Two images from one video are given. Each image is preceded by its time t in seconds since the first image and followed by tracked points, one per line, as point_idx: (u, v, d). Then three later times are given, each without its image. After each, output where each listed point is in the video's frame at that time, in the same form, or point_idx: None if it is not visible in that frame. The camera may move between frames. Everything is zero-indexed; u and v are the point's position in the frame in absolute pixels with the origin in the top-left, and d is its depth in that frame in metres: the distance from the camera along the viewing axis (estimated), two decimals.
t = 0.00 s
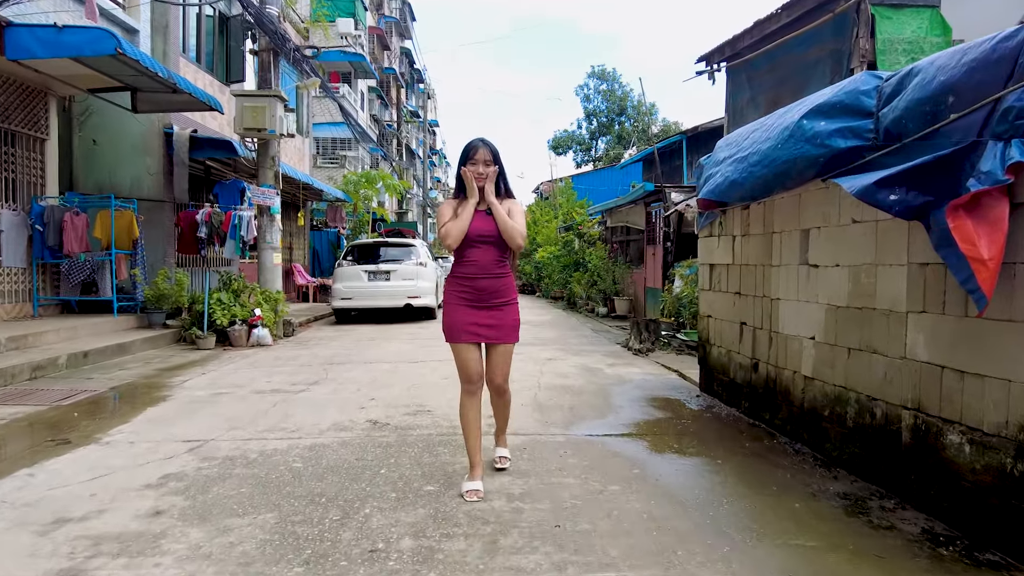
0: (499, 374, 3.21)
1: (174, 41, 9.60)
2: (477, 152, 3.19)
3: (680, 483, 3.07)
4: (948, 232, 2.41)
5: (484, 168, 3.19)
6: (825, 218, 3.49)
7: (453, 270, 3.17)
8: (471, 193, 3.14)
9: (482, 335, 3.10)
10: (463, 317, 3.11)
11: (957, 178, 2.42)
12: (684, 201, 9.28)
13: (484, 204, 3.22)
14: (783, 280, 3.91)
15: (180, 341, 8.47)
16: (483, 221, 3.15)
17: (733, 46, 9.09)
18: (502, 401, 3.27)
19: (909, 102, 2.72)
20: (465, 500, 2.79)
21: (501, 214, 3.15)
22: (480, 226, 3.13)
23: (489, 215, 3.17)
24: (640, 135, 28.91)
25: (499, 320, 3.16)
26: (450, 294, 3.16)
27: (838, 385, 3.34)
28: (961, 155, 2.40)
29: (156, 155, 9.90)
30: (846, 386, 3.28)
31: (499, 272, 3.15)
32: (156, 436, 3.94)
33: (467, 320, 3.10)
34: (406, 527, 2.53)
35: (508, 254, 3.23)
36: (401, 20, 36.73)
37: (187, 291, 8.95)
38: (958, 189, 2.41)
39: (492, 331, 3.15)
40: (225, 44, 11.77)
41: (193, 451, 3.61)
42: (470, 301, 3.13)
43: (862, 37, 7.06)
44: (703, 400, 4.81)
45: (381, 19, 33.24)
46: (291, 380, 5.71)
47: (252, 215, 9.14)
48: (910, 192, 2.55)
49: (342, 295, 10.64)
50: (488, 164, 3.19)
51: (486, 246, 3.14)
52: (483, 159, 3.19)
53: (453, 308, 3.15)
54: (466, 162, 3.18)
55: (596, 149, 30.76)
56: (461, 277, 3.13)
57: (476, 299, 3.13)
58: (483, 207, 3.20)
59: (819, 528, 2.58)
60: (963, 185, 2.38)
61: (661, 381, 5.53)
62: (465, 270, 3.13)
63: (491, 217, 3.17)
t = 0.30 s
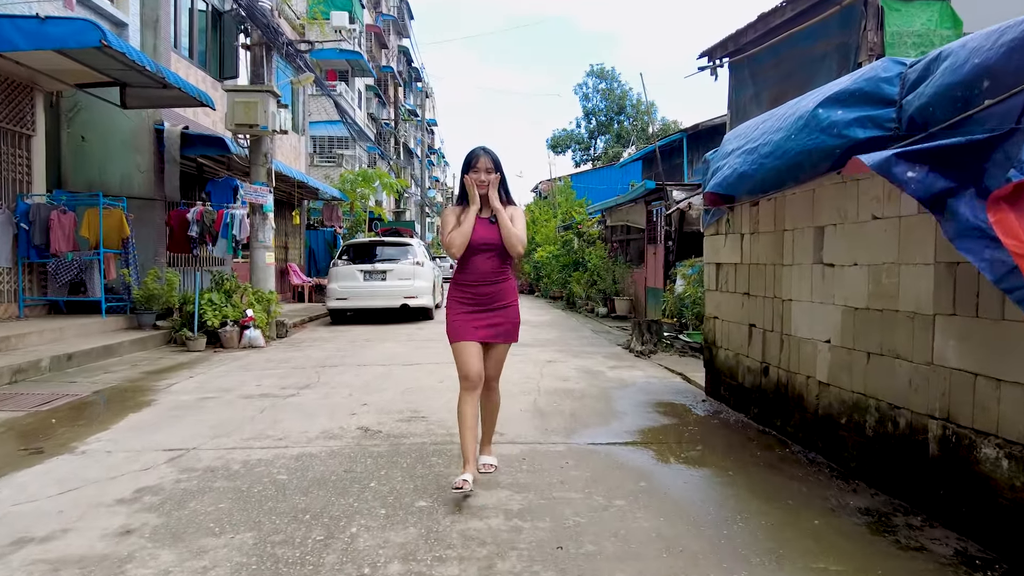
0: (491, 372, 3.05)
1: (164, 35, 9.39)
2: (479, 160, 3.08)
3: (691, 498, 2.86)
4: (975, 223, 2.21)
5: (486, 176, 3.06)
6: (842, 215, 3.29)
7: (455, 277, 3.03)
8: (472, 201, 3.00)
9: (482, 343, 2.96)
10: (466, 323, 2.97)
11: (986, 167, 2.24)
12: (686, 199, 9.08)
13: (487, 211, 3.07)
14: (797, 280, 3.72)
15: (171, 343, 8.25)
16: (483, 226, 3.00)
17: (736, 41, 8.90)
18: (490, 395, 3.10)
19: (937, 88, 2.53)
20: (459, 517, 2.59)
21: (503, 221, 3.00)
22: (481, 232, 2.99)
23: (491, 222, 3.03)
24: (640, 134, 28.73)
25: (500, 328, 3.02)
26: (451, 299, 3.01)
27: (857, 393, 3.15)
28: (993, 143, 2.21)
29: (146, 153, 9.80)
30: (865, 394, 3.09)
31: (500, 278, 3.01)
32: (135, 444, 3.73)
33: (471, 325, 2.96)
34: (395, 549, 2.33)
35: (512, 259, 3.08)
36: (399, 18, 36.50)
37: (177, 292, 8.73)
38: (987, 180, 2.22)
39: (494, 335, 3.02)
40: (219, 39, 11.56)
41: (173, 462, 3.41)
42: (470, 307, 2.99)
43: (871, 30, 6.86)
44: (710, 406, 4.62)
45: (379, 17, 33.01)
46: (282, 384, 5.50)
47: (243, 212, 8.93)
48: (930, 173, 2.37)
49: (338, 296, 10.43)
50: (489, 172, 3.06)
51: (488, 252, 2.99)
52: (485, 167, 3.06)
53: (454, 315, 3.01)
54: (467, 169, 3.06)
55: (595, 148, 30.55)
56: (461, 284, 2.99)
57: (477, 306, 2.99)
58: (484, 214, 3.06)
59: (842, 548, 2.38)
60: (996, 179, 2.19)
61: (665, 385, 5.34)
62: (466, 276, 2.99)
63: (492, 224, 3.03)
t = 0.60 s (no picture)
0: (486, 363, 3.15)
1: (157, 31, 9.23)
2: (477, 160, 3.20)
3: (699, 510, 2.71)
4: (989, 189, 2.03)
5: (486, 175, 3.19)
6: (857, 212, 3.14)
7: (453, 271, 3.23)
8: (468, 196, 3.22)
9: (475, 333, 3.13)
10: (460, 314, 3.17)
11: (1009, 149, 2.08)
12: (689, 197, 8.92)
13: (483, 206, 3.28)
14: (808, 280, 3.56)
15: (163, 344, 8.10)
16: (479, 221, 3.19)
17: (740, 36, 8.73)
18: (489, 395, 3.18)
19: (963, 74, 2.36)
20: (454, 534, 2.43)
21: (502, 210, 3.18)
22: (477, 225, 3.17)
23: (488, 216, 3.20)
24: (640, 132, 28.57)
25: (495, 316, 3.17)
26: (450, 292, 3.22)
27: (873, 399, 2.99)
28: None
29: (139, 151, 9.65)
30: (882, 399, 2.93)
31: (496, 270, 3.16)
32: (117, 452, 3.57)
33: (463, 317, 3.15)
34: (384, 569, 2.17)
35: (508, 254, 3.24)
36: (398, 17, 36.29)
37: (170, 292, 8.57)
38: (1009, 162, 2.06)
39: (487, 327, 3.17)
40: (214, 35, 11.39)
41: (155, 471, 3.25)
42: (466, 298, 3.18)
43: (879, 24, 6.69)
44: (716, 410, 4.46)
45: (378, 16, 32.81)
46: (274, 387, 5.33)
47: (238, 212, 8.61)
48: (951, 123, 2.19)
49: (335, 296, 10.27)
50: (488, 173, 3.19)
51: (484, 244, 3.17)
52: (486, 167, 3.20)
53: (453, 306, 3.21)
54: (468, 168, 3.19)
55: (596, 147, 30.35)
56: (459, 276, 3.17)
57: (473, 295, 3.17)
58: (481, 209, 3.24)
59: (863, 567, 2.22)
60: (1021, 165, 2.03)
61: (669, 388, 5.18)
62: (463, 267, 3.18)
63: (490, 218, 3.20)
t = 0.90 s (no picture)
0: (485, 355, 2.99)
1: (150, 24, 9.04)
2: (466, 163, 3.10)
3: (712, 524, 2.53)
4: None
5: (478, 177, 3.10)
6: (877, 204, 2.96)
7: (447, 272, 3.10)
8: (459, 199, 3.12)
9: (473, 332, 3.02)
10: (456, 314, 3.04)
11: None
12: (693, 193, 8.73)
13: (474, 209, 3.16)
14: (823, 277, 3.38)
15: (155, 344, 7.91)
16: (470, 223, 3.07)
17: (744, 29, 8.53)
18: (489, 388, 3.03)
19: (1001, 52, 2.16)
20: (448, 551, 2.25)
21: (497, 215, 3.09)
22: (468, 227, 3.05)
23: (478, 219, 3.08)
24: (641, 130, 28.40)
25: (494, 316, 3.05)
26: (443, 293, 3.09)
27: (896, 403, 2.80)
28: None
29: (132, 147, 9.46)
30: (906, 404, 2.75)
31: (492, 269, 3.06)
32: (95, 459, 3.39)
33: (460, 316, 3.02)
34: None
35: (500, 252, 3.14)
36: (397, 14, 36.08)
37: (162, 291, 8.37)
38: None
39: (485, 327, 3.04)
40: (208, 30, 11.20)
41: (134, 479, 3.06)
42: (463, 299, 3.04)
43: (888, 14, 6.49)
44: (724, 413, 4.27)
45: (378, 13, 32.58)
46: (265, 389, 5.15)
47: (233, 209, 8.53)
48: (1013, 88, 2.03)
49: (331, 294, 10.10)
50: (480, 174, 3.10)
51: (478, 244, 3.06)
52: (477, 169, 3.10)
53: (447, 307, 3.07)
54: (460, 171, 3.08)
55: (596, 144, 30.15)
56: (454, 277, 3.05)
57: (470, 296, 3.04)
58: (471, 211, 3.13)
59: None
60: None
61: (674, 390, 5.00)
62: (457, 269, 3.05)
63: (480, 220, 3.07)
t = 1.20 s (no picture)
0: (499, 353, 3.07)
1: (142, 19, 8.84)
2: (471, 158, 3.03)
3: (729, 548, 2.34)
4: None
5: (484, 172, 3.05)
6: (902, 205, 2.77)
7: (454, 268, 3.02)
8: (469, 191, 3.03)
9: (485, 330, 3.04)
10: (467, 312, 3.02)
11: None
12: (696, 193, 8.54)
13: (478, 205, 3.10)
14: (841, 282, 3.20)
15: (147, 346, 7.72)
16: (485, 220, 3.04)
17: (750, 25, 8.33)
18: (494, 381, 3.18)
19: None
20: None
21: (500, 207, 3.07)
22: (485, 223, 3.02)
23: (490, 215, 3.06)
24: (641, 128, 28.20)
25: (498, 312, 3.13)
26: (452, 289, 3.01)
27: (924, 418, 2.62)
28: None
29: (124, 144, 9.27)
30: (935, 419, 2.57)
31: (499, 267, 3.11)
32: (73, 473, 3.21)
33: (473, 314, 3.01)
34: None
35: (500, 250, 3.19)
36: (396, 11, 35.81)
37: (154, 291, 8.18)
38: None
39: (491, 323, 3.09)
40: (203, 25, 10.99)
41: (111, 497, 2.88)
42: (474, 297, 3.03)
43: (900, 8, 6.29)
44: (733, 422, 4.10)
45: (377, 10, 32.30)
46: (257, 395, 4.97)
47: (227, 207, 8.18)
48: None
49: (328, 295, 9.91)
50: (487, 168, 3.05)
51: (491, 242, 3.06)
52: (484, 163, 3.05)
53: (456, 304, 3.02)
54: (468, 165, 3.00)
55: (596, 143, 29.93)
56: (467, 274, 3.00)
57: (480, 294, 3.05)
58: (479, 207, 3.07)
59: None
60: None
61: (680, 395, 4.83)
62: (470, 265, 3.01)
63: (492, 217, 3.06)
